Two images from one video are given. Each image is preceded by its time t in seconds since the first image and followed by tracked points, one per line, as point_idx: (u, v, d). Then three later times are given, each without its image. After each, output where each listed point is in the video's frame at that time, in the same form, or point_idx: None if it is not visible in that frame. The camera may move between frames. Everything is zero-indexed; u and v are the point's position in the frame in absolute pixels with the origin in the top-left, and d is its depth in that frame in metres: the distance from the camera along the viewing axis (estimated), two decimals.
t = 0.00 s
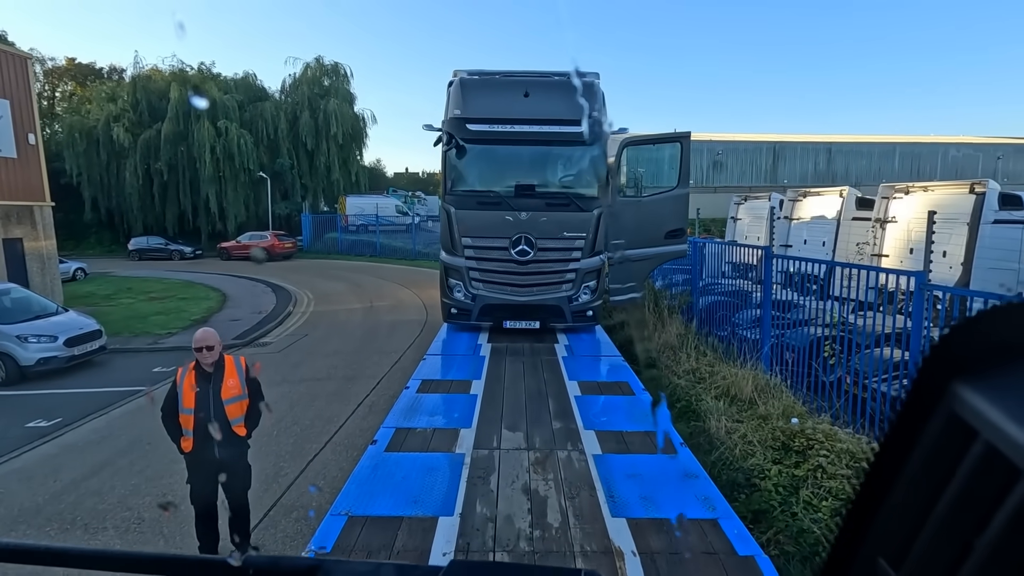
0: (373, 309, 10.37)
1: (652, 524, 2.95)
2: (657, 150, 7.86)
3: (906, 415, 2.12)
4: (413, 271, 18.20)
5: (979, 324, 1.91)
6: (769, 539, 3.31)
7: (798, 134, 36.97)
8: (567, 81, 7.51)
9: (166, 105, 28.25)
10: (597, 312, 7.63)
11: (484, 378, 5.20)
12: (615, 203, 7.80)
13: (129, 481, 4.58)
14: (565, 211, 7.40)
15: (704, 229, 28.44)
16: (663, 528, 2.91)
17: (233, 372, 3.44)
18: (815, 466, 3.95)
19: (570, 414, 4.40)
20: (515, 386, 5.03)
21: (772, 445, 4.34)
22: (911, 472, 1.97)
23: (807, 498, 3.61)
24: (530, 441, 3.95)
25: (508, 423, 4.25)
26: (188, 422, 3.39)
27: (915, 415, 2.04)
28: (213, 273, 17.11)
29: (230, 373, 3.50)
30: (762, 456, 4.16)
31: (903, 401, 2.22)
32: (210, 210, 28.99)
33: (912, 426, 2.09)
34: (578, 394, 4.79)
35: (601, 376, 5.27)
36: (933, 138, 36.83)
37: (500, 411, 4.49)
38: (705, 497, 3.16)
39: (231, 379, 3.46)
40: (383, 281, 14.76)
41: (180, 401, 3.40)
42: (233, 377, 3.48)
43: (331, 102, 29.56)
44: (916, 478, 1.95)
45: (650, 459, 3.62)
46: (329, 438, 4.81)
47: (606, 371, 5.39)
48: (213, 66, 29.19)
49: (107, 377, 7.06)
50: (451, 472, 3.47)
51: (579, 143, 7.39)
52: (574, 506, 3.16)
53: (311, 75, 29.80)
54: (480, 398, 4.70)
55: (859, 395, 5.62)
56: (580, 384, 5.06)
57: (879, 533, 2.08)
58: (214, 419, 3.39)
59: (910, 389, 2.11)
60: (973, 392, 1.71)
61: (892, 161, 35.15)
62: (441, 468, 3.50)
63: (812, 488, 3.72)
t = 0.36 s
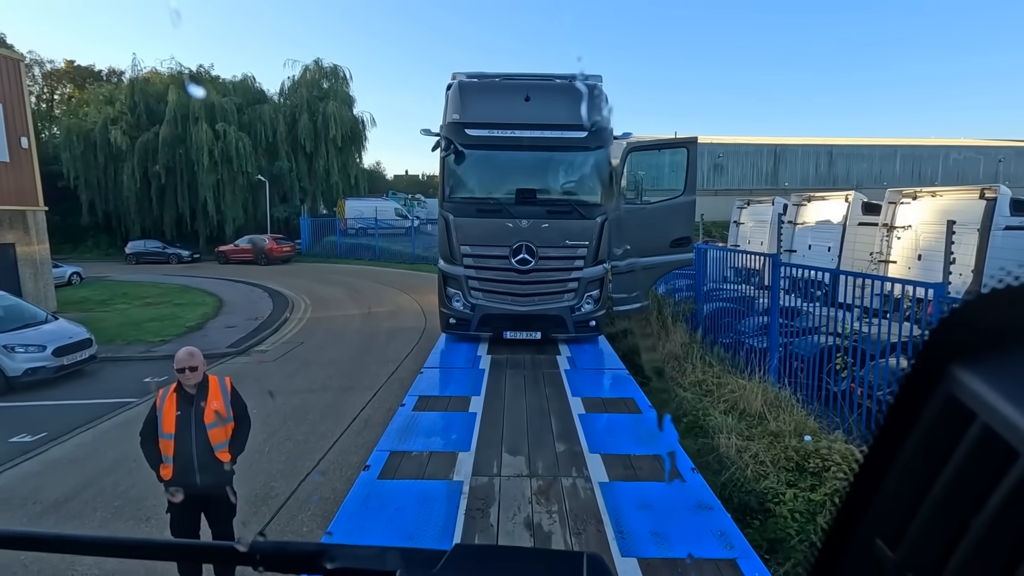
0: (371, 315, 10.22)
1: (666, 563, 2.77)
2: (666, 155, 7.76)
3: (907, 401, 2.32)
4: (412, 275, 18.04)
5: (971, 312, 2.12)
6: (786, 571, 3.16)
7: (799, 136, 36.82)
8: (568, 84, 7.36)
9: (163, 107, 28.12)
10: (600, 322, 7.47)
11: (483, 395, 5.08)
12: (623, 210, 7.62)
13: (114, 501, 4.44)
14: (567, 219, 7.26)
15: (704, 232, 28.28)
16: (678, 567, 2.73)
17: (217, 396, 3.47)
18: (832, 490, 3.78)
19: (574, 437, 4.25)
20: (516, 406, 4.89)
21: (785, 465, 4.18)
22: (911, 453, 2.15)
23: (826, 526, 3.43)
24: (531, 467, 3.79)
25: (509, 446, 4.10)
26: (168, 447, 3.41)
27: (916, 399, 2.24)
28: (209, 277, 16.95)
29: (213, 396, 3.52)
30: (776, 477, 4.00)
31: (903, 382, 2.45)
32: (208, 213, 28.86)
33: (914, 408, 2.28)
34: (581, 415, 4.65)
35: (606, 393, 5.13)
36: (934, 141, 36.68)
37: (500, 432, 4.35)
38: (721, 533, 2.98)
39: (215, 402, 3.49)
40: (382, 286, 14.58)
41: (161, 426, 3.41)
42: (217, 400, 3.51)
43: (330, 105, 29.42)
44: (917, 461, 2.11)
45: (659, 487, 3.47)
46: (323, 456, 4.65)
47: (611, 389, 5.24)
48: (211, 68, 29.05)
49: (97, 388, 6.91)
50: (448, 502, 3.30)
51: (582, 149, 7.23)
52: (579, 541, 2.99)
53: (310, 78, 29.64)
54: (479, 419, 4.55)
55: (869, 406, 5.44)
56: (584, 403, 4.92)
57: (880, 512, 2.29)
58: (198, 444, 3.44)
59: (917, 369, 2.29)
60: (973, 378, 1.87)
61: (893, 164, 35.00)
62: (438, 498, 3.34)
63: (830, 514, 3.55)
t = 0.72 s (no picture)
0: (368, 319, 10.02)
1: None
2: (675, 155, 7.53)
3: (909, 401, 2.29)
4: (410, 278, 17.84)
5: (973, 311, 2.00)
6: None
7: (800, 138, 36.64)
8: (570, 82, 7.17)
9: (161, 108, 27.95)
10: (604, 329, 7.26)
11: (483, 410, 4.87)
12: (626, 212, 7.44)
13: (93, 519, 4.23)
14: (570, 221, 7.07)
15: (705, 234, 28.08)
16: None
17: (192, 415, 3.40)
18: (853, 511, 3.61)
19: (580, 456, 4.05)
20: (517, 421, 4.69)
21: (804, 485, 4.02)
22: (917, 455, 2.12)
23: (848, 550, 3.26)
24: (534, 490, 3.59)
25: (509, 467, 3.89)
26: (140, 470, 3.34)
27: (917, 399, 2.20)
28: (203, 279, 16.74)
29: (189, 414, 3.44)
30: (794, 498, 3.85)
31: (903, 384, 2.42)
32: (205, 215, 28.68)
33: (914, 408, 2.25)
34: (586, 430, 4.45)
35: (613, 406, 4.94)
36: (935, 143, 36.52)
37: (500, 450, 4.15)
38: (744, 570, 2.72)
39: (190, 422, 3.41)
40: (379, 289, 14.39)
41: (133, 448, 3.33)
42: (192, 419, 3.42)
43: (329, 106, 29.25)
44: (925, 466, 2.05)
45: (671, 512, 3.25)
46: (315, 471, 4.45)
47: (618, 401, 5.04)
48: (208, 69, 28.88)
49: (83, 396, 6.71)
50: (444, 527, 3.11)
51: (584, 148, 7.05)
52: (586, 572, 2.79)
53: (309, 78, 29.44)
54: (478, 435, 4.35)
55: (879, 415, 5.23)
56: (589, 416, 4.72)
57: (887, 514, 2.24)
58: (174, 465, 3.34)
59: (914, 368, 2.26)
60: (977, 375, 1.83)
61: (895, 165, 34.81)
62: (433, 522, 3.14)
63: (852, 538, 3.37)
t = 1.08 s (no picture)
0: (365, 324, 9.90)
1: None
2: (677, 160, 7.59)
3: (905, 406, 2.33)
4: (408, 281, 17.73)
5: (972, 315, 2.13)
6: None
7: (801, 141, 36.58)
8: (570, 85, 7.08)
9: (159, 110, 27.92)
10: (605, 337, 7.13)
11: (479, 424, 4.74)
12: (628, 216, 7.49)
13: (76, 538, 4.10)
14: (570, 227, 6.95)
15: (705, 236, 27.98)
16: None
17: (176, 434, 3.51)
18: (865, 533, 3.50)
19: (580, 475, 3.92)
20: (515, 437, 4.55)
21: (813, 504, 3.91)
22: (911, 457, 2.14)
23: None
24: (533, 514, 3.45)
25: (506, 488, 3.75)
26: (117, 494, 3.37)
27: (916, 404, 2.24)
28: (200, 283, 16.63)
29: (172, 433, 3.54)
30: (804, 518, 3.73)
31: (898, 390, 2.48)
32: (203, 217, 28.60)
33: (911, 413, 2.29)
34: (586, 446, 4.33)
35: (614, 420, 4.82)
36: (936, 145, 36.44)
37: (496, 468, 4.02)
38: None
39: (175, 439, 3.51)
40: (378, 292, 14.27)
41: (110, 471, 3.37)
42: (177, 438, 3.52)
43: (328, 108, 29.17)
44: (920, 464, 2.07)
45: (676, 538, 3.14)
46: (305, 486, 4.30)
47: (620, 415, 4.92)
48: (207, 71, 28.83)
49: (73, 405, 6.58)
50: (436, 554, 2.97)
51: (585, 153, 6.95)
52: None
53: (308, 80, 29.33)
54: (474, 452, 4.22)
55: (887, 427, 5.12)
56: (590, 431, 4.60)
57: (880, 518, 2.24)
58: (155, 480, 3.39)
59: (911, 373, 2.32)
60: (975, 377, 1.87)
61: (896, 168, 34.75)
62: (426, 548, 3.01)
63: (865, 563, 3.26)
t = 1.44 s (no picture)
0: (366, 338, 9.83)
1: None
2: (680, 173, 7.51)
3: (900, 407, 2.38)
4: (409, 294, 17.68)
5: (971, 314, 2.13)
6: None
7: (801, 153, 36.68)
8: (573, 99, 7.08)
9: (161, 124, 28.11)
10: (609, 353, 7.04)
11: (481, 445, 4.66)
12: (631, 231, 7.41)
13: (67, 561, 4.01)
14: (573, 242, 6.90)
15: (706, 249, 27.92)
16: None
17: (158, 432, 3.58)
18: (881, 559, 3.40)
19: (585, 500, 3.82)
20: (517, 459, 4.46)
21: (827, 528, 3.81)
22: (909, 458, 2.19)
23: None
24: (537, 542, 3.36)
25: (509, 514, 3.66)
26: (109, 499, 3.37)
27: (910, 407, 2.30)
28: (200, 296, 16.59)
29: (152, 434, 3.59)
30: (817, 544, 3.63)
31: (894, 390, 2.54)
32: (205, 230, 28.66)
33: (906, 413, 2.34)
34: (591, 469, 4.24)
35: (619, 440, 4.73)
36: (936, 158, 36.49)
37: (498, 492, 3.93)
38: None
39: (157, 439, 3.58)
40: (378, 305, 14.21)
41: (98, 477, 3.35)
42: (158, 438, 3.60)
43: (330, 121, 29.31)
44: (919, 463, 2.12)
45: (687, 567, 3.04)
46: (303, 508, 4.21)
47: (624, 435, 4.84)
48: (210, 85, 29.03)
49: (68, 422, 6.48)
50: None
51: (587, 167, 6.92)
52: None
53: (310, 94, 29.50)
54: (476, 475, 4.13)
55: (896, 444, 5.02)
56: (595, 453, 4.51)
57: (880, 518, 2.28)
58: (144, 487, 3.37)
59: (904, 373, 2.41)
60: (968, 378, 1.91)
61: (896, 180, 34.79)
62: None
63: None
